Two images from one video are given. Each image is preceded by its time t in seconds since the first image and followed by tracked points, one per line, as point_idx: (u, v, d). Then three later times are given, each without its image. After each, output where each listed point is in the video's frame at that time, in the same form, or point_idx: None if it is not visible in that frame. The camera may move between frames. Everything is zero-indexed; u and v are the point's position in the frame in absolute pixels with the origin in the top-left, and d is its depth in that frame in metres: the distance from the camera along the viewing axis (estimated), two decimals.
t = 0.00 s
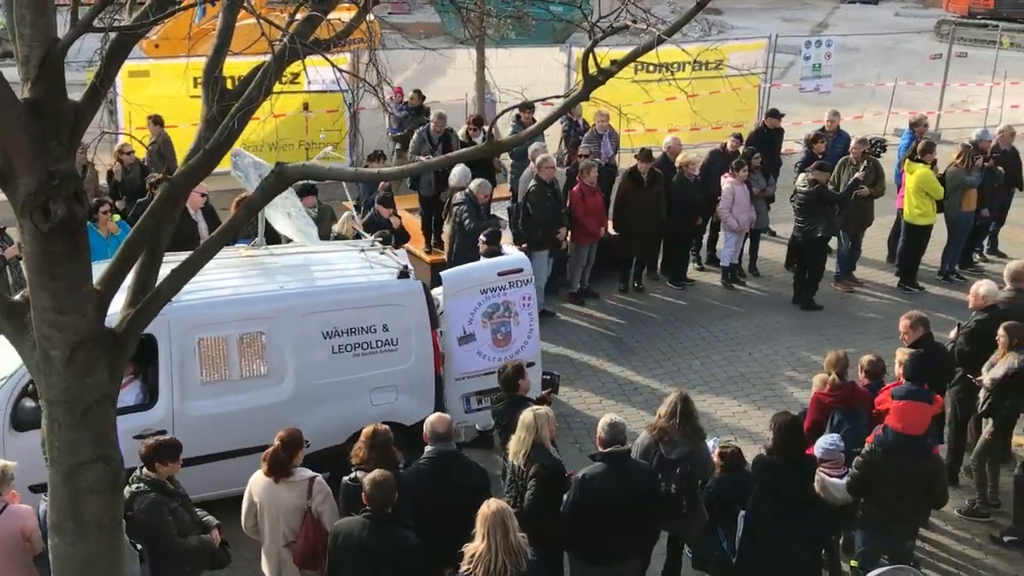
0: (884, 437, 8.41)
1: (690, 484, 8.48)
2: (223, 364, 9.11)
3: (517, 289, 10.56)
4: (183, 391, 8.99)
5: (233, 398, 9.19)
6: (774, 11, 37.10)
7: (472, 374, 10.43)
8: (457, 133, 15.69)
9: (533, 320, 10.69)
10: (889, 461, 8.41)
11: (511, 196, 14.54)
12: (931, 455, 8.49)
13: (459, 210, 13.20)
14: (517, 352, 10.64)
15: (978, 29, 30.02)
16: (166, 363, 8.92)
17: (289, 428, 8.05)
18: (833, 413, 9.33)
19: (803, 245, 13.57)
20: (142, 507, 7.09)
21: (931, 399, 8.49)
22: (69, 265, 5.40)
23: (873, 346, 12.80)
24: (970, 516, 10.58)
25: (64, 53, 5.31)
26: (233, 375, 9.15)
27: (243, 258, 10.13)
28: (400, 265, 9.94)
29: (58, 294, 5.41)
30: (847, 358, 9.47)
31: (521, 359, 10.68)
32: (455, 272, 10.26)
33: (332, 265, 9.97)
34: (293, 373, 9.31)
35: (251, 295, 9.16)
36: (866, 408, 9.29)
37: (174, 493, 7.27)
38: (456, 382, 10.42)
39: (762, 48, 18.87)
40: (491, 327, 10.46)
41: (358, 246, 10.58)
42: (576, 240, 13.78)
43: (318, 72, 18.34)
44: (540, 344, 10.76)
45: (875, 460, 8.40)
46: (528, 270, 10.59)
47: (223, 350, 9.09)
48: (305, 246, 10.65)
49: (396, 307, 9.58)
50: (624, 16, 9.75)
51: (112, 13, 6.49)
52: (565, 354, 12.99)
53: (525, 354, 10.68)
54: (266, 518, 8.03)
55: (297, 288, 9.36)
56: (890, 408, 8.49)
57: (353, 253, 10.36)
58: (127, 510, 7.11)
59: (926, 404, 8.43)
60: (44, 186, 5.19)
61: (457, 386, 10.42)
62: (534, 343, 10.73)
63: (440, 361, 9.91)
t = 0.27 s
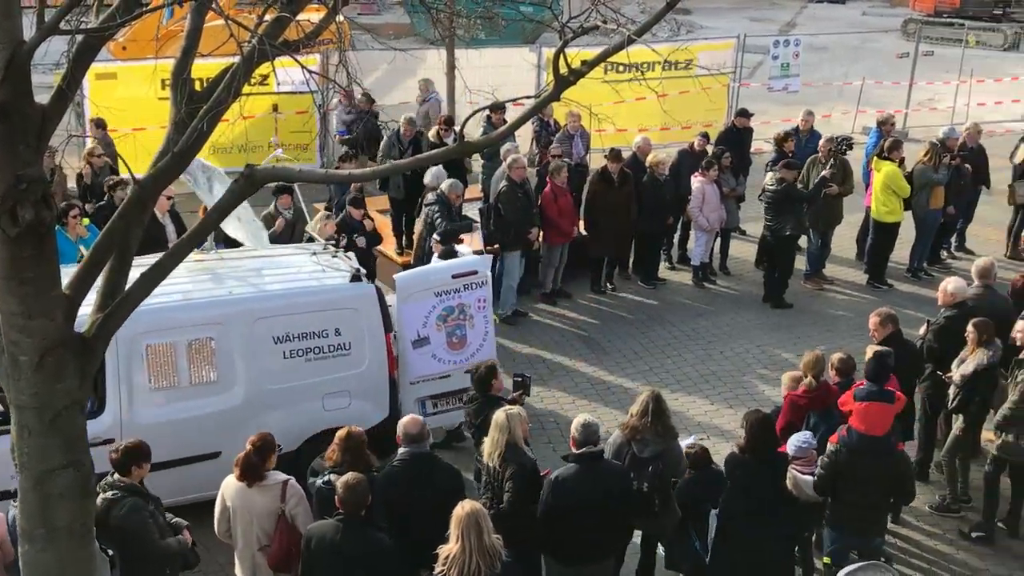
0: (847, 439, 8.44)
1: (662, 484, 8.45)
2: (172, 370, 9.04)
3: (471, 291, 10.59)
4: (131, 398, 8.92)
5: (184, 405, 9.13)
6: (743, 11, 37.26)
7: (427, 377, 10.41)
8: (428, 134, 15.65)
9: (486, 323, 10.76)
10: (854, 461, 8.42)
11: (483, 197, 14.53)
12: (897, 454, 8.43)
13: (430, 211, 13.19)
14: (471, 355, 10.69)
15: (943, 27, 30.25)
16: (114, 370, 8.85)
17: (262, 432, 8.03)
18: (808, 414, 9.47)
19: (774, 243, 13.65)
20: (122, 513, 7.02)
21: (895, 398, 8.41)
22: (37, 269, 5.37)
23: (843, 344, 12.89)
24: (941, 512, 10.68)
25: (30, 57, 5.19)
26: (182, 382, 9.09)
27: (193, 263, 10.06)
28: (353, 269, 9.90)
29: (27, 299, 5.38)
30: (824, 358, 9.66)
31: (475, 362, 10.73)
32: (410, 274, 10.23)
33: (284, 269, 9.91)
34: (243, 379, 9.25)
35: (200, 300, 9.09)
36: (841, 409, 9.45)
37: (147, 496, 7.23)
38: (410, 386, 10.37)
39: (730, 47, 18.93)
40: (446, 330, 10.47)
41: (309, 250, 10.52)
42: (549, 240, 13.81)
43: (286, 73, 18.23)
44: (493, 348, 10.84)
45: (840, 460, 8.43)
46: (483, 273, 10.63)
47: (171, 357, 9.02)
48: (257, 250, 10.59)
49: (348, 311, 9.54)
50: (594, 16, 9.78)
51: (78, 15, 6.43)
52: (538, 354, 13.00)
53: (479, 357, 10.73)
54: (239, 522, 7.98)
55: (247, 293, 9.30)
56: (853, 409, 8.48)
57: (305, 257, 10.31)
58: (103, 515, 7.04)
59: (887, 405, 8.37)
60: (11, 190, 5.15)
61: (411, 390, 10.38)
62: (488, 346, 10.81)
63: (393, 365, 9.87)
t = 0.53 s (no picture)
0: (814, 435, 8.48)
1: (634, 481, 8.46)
2: (120, 378, 8.98)
3: (427, 295, 10.60)
4: (79, 406, 8.86)
5: (133, 413, 9.07)
6: (712, 11, 37.42)
7: (382, 381, 10.48)
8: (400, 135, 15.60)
9: (442, 326, 10.78)
10: (823, 458, 8.46)
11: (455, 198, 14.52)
12: (864, 450, 8.48)
13: (401, 213, 13.17)
14: (427, 358, 10.72)
15: (911, 27, 30.47)
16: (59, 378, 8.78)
17: (235, 436, 8.00)
18: (781, 411, 9.54)
19: (745, 243, 13.71)
20: (99, 519, 6.97)
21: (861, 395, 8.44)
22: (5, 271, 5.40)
23: (814, 342, 12.97)
24: (913, 508, 10.78)
25: None
26: (131, 389, 9.03)
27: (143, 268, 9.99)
28: (305, 273, 9.82)
29: None
30: (797, 355, 9.73)
31: (431, 365, 10.76)
32: (362, 279, 10.25)
33: (235, 273, 9.84)
34: (194, 385, 9.19)
35: (148, 306, 9.01)
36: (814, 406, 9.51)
37: (122, 500, 7.19)
38: (365, 391, 10.47)
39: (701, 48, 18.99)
40: (401, 334, 10.50)
41: (262, 253, 10.45)
42: (522, 241, 13.81)
43: (256, 74, 18.13)
44: (449, 351, 10.87)
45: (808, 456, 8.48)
46: (437, 276, 10.62)
47: (119, 364, 8.96)
48: (209, 254, 10.52)
49: (300, 315, 9.47)
50: (564, 17, 9.79)
51: (46, 17, 6.37)
52: (512, 355, 13.00)
53: (435, 361, 10.77)
54: (212, 526, 7.94)
55: (197, 298, 9.22)
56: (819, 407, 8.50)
57: (257, 261, 10.23)
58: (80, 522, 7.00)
59: (852, 402, 8.39)
60: None
61: (366, 395, 10.47)
62: (444, 349, 10.83)
63: (347, 370, 9.81)
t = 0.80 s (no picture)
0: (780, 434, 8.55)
1: (603, 479, 8.53)
2: (64, 386, 8.93)
3: (377, 298, 10.54)
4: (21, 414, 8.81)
5: (77, 421, 9.02)
6: (680, 12, 37.57)
7: (333, 386, 10.37)
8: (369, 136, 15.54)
9: (394, 330, 10.67)
10: (788, 456, 8.53)
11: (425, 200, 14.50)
12: (830, 449, 8.56)
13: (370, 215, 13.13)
14: (379, 362, 10.60)
15: (877, 27, 30.70)
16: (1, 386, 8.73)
17: (206, 440, 7.95)
18: (748, 407, 9.63)
19: (714, 243, 13.77)
20: (72, 525, 6.94)
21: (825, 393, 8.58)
22: None
23: (784, 341, 13.04)
24: (883, 505, 10.92)
25: None
26: (74, 397, 8.99)
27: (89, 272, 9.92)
28: (254, 276, 9.75)
29: None
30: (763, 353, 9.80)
31: (383, 369, 10.63)
32: (310, 282, 10.20)
33: (182, 277, 9.76)
34: (139, 392, 9.14)
35: (92, 313, 8.95)
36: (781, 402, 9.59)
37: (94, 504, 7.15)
38: (316, 396, 10.33)
39: (670, 48, 19.04)
40: (351, 338, 10.41)
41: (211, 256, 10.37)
42: (492, 243, 13.81)
43: (224, 76, 18.03)
44: (402, 355, 10.74)
45: (774, 455, 8.55)
46: (388, 279, 10.56)
47: (62, 372, 8.91)
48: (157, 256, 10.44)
49: (248, 320, 9.41)
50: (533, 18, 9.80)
51: (10, 18, 6.31)
52: (483, 357, 12.99)
53: (387, 364, 10.64)
54: (183, 531, 7.87)
55: (141, 304, 9.15)
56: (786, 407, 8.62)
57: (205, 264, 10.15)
58: (53, 527, 6.95)
59: (818, 400, 8.52)
60: None
61: (316, 400, 10.32)
62: (396, 352, 10.69)
63: (298, 375, 9.76)
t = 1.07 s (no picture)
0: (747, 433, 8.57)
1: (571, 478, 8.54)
2: (6, 396, 8.84)
3: (326, 302, 10.50)
4: None
5: (20, 431, 8.93)
6: (646, 12, 37.68)
7: (281, 392, 10.37)
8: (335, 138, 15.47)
9: (344, 334, 10.66)
10: (754, 455, 8.56)
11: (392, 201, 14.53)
12: (793, 448, 8.56)
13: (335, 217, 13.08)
14: (328, 368, 10.61)
15: (841, 27, 30.93)
16: None
17: (173, 445, 7.88)
18: (715, 405, 9.64)
19: (682, 243, 13.80)
20: (44, 529, 6.92)
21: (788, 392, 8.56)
22: None
23: (751, 339, 13.10)
24: (851, 502, 11.04)
25: None
26: (16, 407, 8.89)
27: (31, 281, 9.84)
28: (199, 283, 9.72)
29: None
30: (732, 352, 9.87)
31: (333, 375, 10.65)
32: (258, 287, 10.15)
33: (126, 285, 9.72)
34: (83, 401, 9.07)
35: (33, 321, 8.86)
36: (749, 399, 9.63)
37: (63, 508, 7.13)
38: (264, 403, 10.33)
39: (636, 49, 19.08)
40: (300, 343, 10.40)
41: (155, 265, 10.34)
42: (460, 244, 13.77)
43: (189, 78, 17.89)
44: (353, 360, 10.75)
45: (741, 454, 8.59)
46: (338, 283, 10.51)
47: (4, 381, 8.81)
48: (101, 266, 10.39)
49: (193, 327, 9.38)
50: (499, 19, 9.80)
51: None
52: (452, 359, 12.97)
53: (337, 370, 10.65)
54: (153, 538, 7.81)
55: (84, 311, 9.09)
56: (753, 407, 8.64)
57: (149, 272, 10.11)
58: (24, 531, 6.91)
59: (784, 399, 8.55)
60: None
61: (265, 407, 10.33)
62: (346, 358, 10.70)
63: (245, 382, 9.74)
